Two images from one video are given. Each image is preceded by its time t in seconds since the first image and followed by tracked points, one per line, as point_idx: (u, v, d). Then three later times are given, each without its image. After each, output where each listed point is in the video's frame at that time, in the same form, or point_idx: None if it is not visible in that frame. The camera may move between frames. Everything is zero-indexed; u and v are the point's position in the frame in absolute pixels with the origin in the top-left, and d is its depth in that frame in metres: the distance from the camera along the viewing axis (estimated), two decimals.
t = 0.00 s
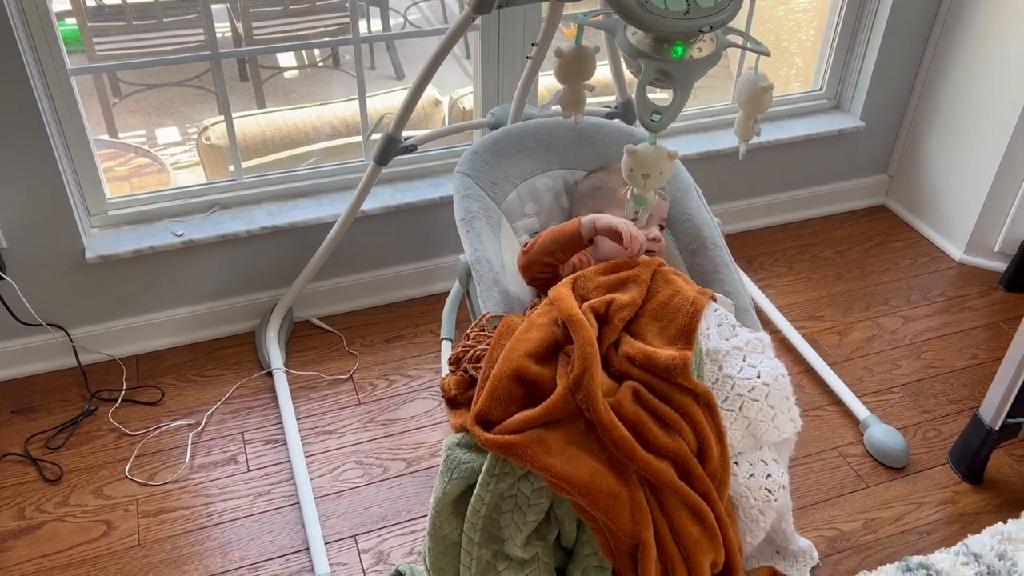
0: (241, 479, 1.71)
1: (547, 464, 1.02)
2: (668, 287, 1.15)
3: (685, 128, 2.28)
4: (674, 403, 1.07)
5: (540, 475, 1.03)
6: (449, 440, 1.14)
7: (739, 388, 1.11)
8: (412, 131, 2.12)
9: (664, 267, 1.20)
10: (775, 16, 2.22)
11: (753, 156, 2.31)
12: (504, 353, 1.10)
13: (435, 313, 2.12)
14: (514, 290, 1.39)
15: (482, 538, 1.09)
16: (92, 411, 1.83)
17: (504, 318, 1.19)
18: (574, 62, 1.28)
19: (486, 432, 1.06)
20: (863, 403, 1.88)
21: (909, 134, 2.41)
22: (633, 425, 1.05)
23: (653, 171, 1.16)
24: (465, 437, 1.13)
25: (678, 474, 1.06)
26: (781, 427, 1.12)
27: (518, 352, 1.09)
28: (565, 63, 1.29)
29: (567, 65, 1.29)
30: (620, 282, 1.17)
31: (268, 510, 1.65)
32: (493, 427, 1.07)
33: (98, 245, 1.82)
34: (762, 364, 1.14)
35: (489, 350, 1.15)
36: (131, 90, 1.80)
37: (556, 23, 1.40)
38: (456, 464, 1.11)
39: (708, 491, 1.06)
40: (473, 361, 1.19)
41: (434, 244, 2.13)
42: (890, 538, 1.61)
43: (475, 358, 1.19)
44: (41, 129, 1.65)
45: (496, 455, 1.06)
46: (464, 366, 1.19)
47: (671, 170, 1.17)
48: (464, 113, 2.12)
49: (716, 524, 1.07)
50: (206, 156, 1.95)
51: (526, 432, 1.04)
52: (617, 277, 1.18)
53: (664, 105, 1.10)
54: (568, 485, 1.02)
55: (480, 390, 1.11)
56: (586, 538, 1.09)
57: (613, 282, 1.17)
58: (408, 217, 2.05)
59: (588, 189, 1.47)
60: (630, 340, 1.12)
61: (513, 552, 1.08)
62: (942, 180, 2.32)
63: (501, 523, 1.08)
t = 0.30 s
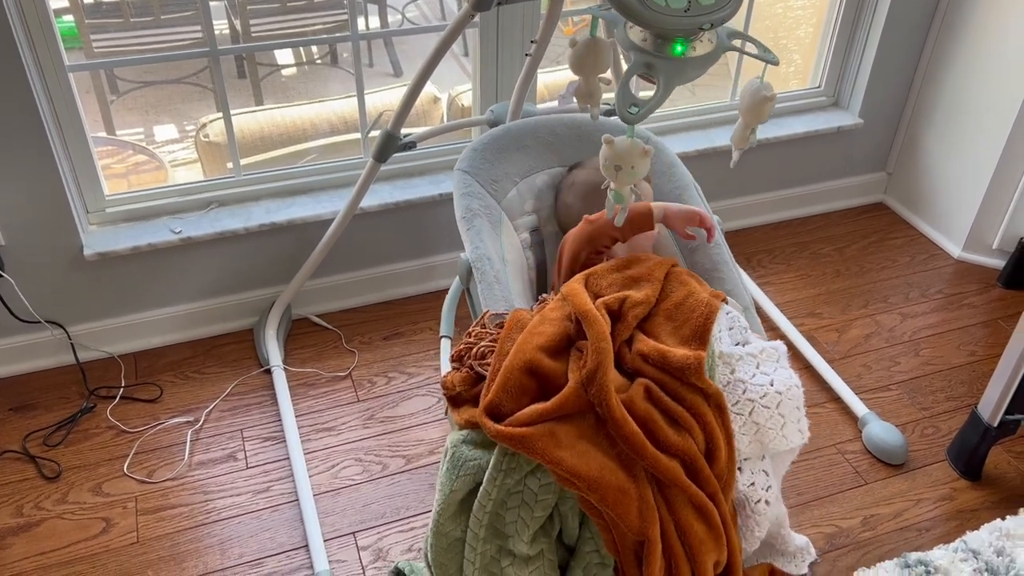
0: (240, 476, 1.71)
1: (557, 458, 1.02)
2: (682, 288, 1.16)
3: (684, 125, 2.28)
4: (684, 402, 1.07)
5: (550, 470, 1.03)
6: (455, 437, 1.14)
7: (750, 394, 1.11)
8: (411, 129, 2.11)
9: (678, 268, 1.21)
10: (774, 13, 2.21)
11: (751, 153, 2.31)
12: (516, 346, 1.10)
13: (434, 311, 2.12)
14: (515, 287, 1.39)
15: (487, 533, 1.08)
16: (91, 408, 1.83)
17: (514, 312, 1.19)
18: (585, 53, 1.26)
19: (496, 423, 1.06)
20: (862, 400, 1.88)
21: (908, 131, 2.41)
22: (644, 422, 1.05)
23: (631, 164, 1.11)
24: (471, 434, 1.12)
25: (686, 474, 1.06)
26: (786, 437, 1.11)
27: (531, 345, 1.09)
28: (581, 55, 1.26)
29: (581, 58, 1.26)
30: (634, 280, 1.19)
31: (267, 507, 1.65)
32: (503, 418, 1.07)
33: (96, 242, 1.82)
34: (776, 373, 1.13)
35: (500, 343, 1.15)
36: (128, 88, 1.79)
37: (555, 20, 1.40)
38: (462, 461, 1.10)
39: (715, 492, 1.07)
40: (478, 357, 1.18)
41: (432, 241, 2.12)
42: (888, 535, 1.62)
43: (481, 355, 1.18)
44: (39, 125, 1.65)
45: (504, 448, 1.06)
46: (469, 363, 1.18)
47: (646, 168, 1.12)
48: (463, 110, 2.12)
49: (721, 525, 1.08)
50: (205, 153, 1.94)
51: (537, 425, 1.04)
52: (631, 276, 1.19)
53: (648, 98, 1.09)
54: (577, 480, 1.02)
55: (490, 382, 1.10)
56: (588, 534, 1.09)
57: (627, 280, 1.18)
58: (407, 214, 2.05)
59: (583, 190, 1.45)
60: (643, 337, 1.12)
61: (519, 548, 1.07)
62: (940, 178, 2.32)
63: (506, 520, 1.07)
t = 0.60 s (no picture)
0: (239, 474, 1.71)
1: (560, 451, 1.01)
2: (691, 285, 1.14)
3: (683, 123, 2.28)
4: (688, 398, 1.07)
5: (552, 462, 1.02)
6: (460, 430, 1.13)
7: (754, 393, 1.12)
8: (410, 127, 2.11)
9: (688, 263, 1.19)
10: (774, 11, 2.21)
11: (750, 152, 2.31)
12: (521, 337, 1.09)
13: (434, 309, 2.12)
14: (518, 283, 1.39)
15: (491, 527, 1.09)
16: (90, 406, 1.83)
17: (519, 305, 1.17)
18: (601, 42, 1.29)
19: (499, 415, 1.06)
20: (861, 398, 1.88)
21: (907, 129, 2.41)
22: (647, 417, 1.05)
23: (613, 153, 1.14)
24: (476, 428, 1.11)
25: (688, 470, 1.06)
26: (788, 438, 1.13)
27: (536, 338, 1.08)
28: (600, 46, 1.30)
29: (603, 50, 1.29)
30: (642, 275, 1.16)
31: (266, 505, 1.65)
32: (506, 410, 1.07)
33: (95, 240, 1.82)
34: (782, 374, 1.15)
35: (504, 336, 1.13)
36: (127, 85, 1.79)
37: (554, 18, 1.39)
38: (467, 456, 1.09)
39: (716, 488, 1.07)
40: (482, 353, 1.17)
41: (431, 238, 2.12)
42: (887, 533, 1.62)
43: (486, 350, 1.17)
44: (38, 123, 1.64)
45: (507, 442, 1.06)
46: (474, 358, 1.17)
47: (625, 158, 1.16)
48: (462, 108, 2.12)
49: (721, 522, 1.08)
50: (204, 151, 1.94)
51: (540, 417, 1.03)
52: (639, 269, 1.16)
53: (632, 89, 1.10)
54: (579, 473, 1.01)
55: (495, 373, 1.10)
56: (591, 528, 1.10)
57: (635, 274, 1.16)
58: (406, 212, 2.05)
59: (575, 185, 1.43)
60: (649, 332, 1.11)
61: (523, 542, 1.07)
62: (940, 176, 2.33)
63: (511, 513, 1.07)
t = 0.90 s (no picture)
0: (238, 472, 1.71)
1: (563, 450, 1.01)
2: (700, 289, 1.15)
3: (682, 122, 2.28)
4: (693, 402, 1.07)
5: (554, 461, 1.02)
6: (462, 429, 1.13)
7: (758, 399, 1.13)
8: (410, 125, 2.11)
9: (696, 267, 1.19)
10: (773, 10, 2.21)
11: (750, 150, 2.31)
12: (527, 335, 1.09)
13: (432, 307, 2.12)
14: (517, 282, 1.39)
15: (491, 525, 1.09)
16: (89, 404, 1.83)
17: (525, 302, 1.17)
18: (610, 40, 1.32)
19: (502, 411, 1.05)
20: (860, 397, 1.88)
21: (906, 128, 2.41)
22: (650, 419, 1.05)
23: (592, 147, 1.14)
24: (477, 427, 1.11)
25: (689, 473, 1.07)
26: (789, 442, 1.14)
27: (543, 336, 1.08)
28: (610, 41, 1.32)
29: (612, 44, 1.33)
30: (651, 277, 1.16)
31: (265, 503, 1.65)
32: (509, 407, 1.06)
33: (94, 237, 1.82)
34: (784, 379, 1.16)
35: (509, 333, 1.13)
36: (126, 83, 1.79)
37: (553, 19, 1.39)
38: (468, 453, 1.10)
39: (716, 492, 1.07)
40: (484, 351, 1.17)
41: (430, 237, 2.12)
42: (886, 532, 1.62)
43: (488, 348, 1.17)
44: (37, 122, 1.64)
45: (509, 439, 1.05)
46: (476, 357, 1.17)
47: (604, 151, 1.16)
48: (462, 106, 2.12)
49: (720, 526, 1.08)
50: (203, 149, 1.94)
51: (543, 415, 1.03)
52: (647, 271, 1.17)
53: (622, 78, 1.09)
54: (581, 473, 1.01)
55: (500, 369, 1.10)
56: (589, 527, 1.10)
57: (643, 276, 1.16)
58: (405, 210, 2.05)
59: (558, 194, 1.42)
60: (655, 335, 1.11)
61: (524, 540, 1.08)
62: (939, 175, 2.33)
63: (511, 511, 1.07)
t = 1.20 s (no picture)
0: (239, 469, 1.71)
1: (558, 452, 1.01)
2: (714, 300, 1.15)
3: (683, 121, 2.28)
4: (694, 413, 1.08)
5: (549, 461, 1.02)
6: (461, 425, 1.14)
7: (760, 419, 1.16)
8: (411, 123, 2.11)
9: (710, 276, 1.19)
10: (774, 9, 2.22)
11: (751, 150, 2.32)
12: (532, 331, 1.10)
13: (433, 305, 2.12)
14: (514, 279, 1.39)
15: (489, 523, 1.09)
16: (90, 401, 1.83)
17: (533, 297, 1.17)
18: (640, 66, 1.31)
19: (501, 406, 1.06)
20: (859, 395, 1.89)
21: (907, 128, 2.41)
22: (649, 427, 1.05)
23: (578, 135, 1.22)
24: (475, 424, 1.12)
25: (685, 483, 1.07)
26: (787, 465, 1.16)
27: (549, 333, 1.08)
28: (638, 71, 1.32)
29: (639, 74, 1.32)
30: (663, 282, 1.16)
31: (266, 500, 1.66)
32: (507, 402, 1.07)
33: (95, 235, 1.82)
34: (788, 404, 1.18)
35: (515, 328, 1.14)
36: (127, 81, 1.79)
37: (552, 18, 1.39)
38: (467, 450, 1.11)
39: (710, 505, 1.08)
40: (484, 346, 1.17)
41: (431, 235, 2.12)
42: (886, 530, 1.62)
43: (487, 344, 1.17)
44: (39, 119, 1.65)
45: (506, 436, 1.06)
46: (476, 351, 1.17)
47: (589, 137, 1.23)
48: (463, 105, 2.12)
49: (711, 539, 1.08)
50: (204, 147, 1.94)
51: (541, 415, 1.03)
52: (660, 276, 1.17)
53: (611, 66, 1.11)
54: (574, 476, 1.01)
55: (501, 364, 1.10)
56: (584, 527, 1.10)
57: (655, 281, 1.16)
58: (405, 208, 2.05)
59: (542, 208, 1.42)
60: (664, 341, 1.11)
61: (521, 538, 1.08)
62: (940, 173, 2.32)
63: (508, 508, 1.07)
